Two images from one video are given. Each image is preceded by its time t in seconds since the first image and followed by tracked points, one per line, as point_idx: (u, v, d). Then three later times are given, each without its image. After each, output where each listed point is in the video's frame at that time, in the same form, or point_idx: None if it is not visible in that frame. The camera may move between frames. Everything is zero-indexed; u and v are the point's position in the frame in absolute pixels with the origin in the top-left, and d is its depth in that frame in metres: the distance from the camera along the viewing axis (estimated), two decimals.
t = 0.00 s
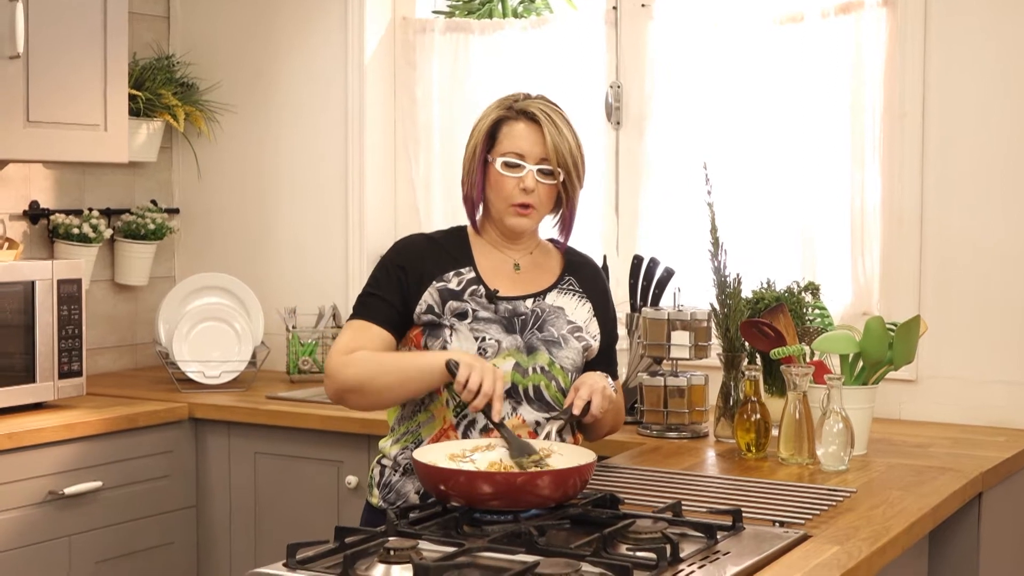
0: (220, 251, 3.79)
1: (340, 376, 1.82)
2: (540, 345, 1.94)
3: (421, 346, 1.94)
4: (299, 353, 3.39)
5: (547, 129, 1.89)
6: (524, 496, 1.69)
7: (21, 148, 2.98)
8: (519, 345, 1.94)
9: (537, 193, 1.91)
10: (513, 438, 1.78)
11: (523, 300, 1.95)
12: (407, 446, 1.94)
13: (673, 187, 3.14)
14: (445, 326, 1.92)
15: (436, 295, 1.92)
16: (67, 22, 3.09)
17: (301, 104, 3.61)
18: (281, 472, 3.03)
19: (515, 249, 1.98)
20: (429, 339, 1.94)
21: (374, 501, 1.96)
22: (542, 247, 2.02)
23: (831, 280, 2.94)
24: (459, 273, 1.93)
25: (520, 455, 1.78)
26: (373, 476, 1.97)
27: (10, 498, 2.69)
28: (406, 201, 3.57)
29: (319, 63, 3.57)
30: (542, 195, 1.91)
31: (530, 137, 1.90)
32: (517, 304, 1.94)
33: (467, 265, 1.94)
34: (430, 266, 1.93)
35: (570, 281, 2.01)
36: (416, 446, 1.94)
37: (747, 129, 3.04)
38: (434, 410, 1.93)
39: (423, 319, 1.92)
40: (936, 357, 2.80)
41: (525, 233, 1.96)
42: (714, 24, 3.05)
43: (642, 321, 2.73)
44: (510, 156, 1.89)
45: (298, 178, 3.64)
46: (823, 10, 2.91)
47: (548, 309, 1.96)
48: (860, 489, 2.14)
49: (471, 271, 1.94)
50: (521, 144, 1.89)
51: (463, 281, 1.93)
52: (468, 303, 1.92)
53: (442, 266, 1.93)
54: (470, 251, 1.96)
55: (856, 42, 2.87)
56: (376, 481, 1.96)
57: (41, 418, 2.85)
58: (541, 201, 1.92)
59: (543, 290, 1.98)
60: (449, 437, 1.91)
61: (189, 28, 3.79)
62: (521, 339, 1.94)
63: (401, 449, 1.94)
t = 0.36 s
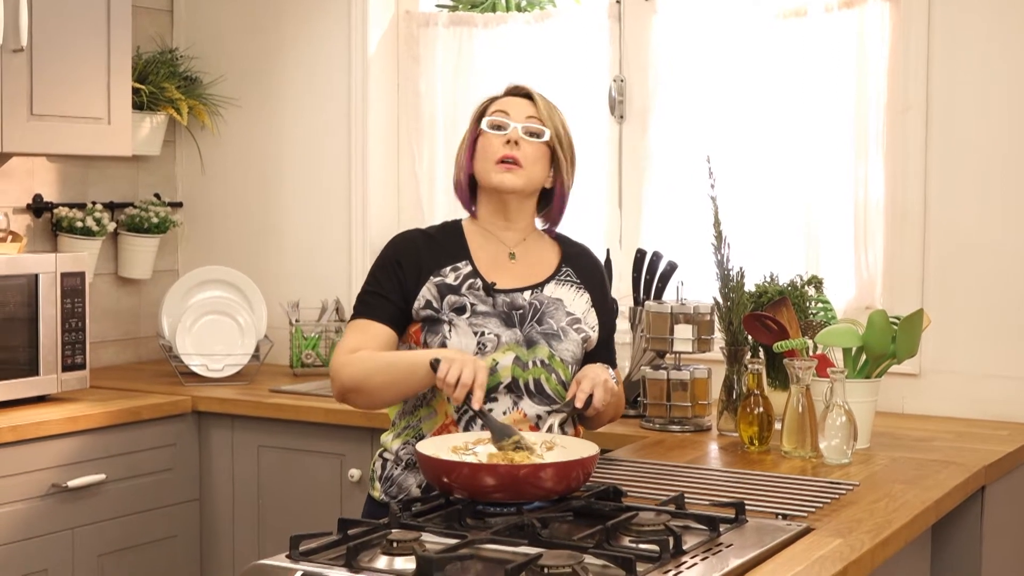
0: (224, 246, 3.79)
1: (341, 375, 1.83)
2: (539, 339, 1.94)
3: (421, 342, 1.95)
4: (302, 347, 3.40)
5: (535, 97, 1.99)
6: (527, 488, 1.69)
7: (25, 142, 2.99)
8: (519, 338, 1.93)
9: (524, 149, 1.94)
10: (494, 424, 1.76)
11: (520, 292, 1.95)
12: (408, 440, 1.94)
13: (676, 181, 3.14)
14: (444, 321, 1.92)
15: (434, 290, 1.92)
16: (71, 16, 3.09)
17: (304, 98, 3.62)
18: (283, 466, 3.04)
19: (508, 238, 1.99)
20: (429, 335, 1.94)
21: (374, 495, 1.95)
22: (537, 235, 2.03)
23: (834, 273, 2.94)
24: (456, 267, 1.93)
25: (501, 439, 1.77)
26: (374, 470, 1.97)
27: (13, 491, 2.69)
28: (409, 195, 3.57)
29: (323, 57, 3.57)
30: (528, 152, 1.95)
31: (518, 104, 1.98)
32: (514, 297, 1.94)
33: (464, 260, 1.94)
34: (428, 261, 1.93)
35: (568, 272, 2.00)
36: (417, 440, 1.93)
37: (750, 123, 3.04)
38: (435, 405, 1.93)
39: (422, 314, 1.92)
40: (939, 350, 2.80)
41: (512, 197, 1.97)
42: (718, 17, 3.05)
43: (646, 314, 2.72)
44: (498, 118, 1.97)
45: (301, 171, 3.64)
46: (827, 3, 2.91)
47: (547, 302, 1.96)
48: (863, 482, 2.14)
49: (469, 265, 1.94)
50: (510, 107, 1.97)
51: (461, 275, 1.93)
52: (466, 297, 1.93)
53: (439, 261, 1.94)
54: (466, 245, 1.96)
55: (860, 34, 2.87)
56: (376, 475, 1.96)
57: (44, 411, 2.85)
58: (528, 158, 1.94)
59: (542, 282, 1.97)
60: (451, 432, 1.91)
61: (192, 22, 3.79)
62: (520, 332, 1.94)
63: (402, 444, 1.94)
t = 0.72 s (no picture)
0: (224, 243, 3.79)
1: (326, 353, 1.80)
2: (533, 331, 1.93)
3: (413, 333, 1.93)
4: (302, 345, 3.40)
5: (518, 118, 1.87)
6: (528, 486, 1.69)
7: (26, 139, 2.98)
8: (513, 330, 1.93)
9: (504, 182, 1.89)
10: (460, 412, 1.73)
11: (514, 287, 1.95)
12: (400, 436, 1.93)
13: (677, 178, 3.14)
14: (438, 311, 1.91)
15: (429, 281, 1.92)
16: (71, 14, 3.09)
17: (305, 95, 3.61)
18: (285, 463, 3.04)
19: (503, 237, 1.98)
20: (422, 325, 1.92)
21: (367, 494, 1.95)
22: (531, 239, 2.02)
23: (835, 271, 2.94)
24: (450, 261, 1.93)
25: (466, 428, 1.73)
26: (367, 467, 1.96)
27: (15, 489, 2.69)
28: (410, 192, 3.56)
29: (323, 55, 3.57)
30: (509, 184, 1.89)
31: (503, 125, 1.88)
32: (508, 291, 1.94)
33: (458, 254, 1.94)
34: (423, 253, 1.93)
35: (562, 272, 2.01)
36: (408, 435, 1.92)
37: (751, 121, 3.04)
38: (424, 398, 1.92)
39: (415, 304, 1.91)
40: (941, 348, 2.80)
41: (498, 221, 1.95)
42: (719, 15, 3.05)
43: (647, 312, 2.72)
44: (482, 141, 1.90)
45: (302, 169, 3.64)
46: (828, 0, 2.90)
47: (541, 298, 1.96)
48: (864, 480, 2.14)
49: (462, 259, 1.94)
50: (493, 131, 1.88)
51: (455, 268, 1.93)
52: (460, 289, 1.93)
53: (434, 253, 1.94)
54: (461, 240, 1.96)
55: (861, 32, 2.86)
56: (369, 474, 1.95)
57: (45, 408, 2.85)
58: (508, 190, 1.90)
59: (536, 279, 1.98)
60: (442, 424, 1.90)
61: (193, 19, 3.79)
62: (514, 324, 1.93)
63: (394, 439, 1.93)
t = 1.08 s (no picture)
0: (225, 240, 3.79)
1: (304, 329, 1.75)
2: (528, 331, 1.93)
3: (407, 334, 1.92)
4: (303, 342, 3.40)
5: (524, 120, 1.86)
6: (530, 482, 1.69)
7: (27, 136, 2.99)
8: (508, 330, 1.92)
9: (514, 186, 1.89)
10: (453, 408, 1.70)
11: (508, 287, 1.95)
12: (394, 435, 1.92)
13: (678, 175, 3.14)
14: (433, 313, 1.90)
15: (422, 281, 1.91)
16: (72, 11, 3.08)
17: (306, 92, 3.61)
18: (286, 460, 3.04)
19: (496, 236, 1.98)
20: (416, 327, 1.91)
21: (361, 493, 1.94)
22: (524, 236, 2.02)
23: (836, 268, 2.94)
24: (443, 260, 1.92)
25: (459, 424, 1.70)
26: (361, 466, 1.96)
27: (16, 486, 2.69)
28: (411, 189, 3.56)
29: (324, 53, 3.57)
30: (519, 186, 1.90)
31: (507, 129, 1.87)
32: (502, 291, 1.93)
33: (451, 253, 1.93)
34: (415, 250, 1.92)
35: (553, 268, 2.01)
36: (404, 435, 1.92)
37: (751, 118, 3.04)
38: (421, 399, 1.92)
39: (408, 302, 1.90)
40: (942, 345, 2.80)
41: (503, 221, 1.95)
42: (720, 12, 3.04)
43: (648, 309, 2.72)
44: (486, 147, 1.88)
45: (303, 166, 3.64)
46: None
47: (534, 296, 1.96)
48: (865, 477, 2.14)
49: (455, 258, 1.93)
50: (498, 136, 1.87)
51: (447, 267, 1.92)
52: (454, 289, 1.91)
53: (426, 252, 1.92)
54: (454, 239, 1.95)
55: (862, 29, 2.86)
56: (363, 473, 1.95)
57: (47, 405, 2.85)
58: (519, 192, 1.90)
59: (529, 277, 1.98)
60: (439, 425, 1.90)
61: (194, 16, 3.79)
62: (509, 325, 1.92)
63: (388, 440, 1.92)
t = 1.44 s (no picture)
0: (225, 238, 3.79)
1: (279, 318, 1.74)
2: (520, 332, 1.93)
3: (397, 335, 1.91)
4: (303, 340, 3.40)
5: (515, 118, 1.86)
6: (529, 481, 1.69)
7: (28, 135, 2.99)
8: (500, 332, 1.92)
9: (504, 184, 1.90)
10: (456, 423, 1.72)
11: (497, 286, 1.94)
12: (388, 439, 1.91)
13: (678, 173, 3.14)
14: (423, 315, 1.89)
15: (411, 279, 1.90)
16: (71, 10, 3.08)
17: (306, 89, 3.61)
18: (287, 458, 3.04)
19: (482, 234, 1.97)
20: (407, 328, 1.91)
21: (354, 494, 1.93)
22: (511, 232, 2.01)
23: (837, 266, 2.94)
24: (431, 260, 1.91)
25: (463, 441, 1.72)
26: (353, 468, 1.95)
27: (17, 484, 2.69)
28: (410, 189, 3.56)
29: (324, 53, 3.57)
30: (509, 184, 1.90)
31: (497, 127, 1.87)
32: (491, 291, 1.93)
33: (439, 253, 1.92)
34: (402, 250, 1.90)
35: (541, 264, 2.01)
36: (398, 438, 1.91)
37: (751, 116, 3.04)
38: (415, 402, 1.91)
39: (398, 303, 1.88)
40: (943, 344, 2.79)
41: (491, 219, 1.94)
42: (721, 10, 3.04)
43: (648, 307, 2.71)
44: (477, 146, 1.87)
45: (303, 164, 3.64)
46: None
47: (524, 295, 1.96)
48: (865, 475, 2.14)
49: (443, 258, 1.92)
50: (488, 134, 1.86)
51: (436, 268, 1.91)
52: (443, 290, 1.91)
53: (414, 251, 1.91)
54: (440, 237, 1.93)
55: (863, 28, 2.86)
56: (355, 475, 1.93)
57: (47, 404, 2.85)
58: (508, 190, 1.91)
59: (517, 275, 1.97)
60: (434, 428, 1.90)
61: (194, 15, 3.79)
62: (501, 327, 1.92)
63: (382, 443, 1.92)
